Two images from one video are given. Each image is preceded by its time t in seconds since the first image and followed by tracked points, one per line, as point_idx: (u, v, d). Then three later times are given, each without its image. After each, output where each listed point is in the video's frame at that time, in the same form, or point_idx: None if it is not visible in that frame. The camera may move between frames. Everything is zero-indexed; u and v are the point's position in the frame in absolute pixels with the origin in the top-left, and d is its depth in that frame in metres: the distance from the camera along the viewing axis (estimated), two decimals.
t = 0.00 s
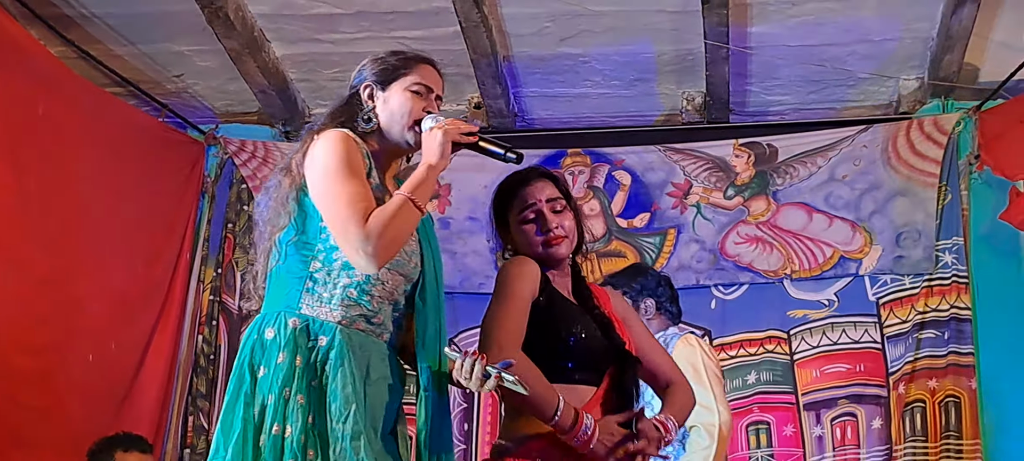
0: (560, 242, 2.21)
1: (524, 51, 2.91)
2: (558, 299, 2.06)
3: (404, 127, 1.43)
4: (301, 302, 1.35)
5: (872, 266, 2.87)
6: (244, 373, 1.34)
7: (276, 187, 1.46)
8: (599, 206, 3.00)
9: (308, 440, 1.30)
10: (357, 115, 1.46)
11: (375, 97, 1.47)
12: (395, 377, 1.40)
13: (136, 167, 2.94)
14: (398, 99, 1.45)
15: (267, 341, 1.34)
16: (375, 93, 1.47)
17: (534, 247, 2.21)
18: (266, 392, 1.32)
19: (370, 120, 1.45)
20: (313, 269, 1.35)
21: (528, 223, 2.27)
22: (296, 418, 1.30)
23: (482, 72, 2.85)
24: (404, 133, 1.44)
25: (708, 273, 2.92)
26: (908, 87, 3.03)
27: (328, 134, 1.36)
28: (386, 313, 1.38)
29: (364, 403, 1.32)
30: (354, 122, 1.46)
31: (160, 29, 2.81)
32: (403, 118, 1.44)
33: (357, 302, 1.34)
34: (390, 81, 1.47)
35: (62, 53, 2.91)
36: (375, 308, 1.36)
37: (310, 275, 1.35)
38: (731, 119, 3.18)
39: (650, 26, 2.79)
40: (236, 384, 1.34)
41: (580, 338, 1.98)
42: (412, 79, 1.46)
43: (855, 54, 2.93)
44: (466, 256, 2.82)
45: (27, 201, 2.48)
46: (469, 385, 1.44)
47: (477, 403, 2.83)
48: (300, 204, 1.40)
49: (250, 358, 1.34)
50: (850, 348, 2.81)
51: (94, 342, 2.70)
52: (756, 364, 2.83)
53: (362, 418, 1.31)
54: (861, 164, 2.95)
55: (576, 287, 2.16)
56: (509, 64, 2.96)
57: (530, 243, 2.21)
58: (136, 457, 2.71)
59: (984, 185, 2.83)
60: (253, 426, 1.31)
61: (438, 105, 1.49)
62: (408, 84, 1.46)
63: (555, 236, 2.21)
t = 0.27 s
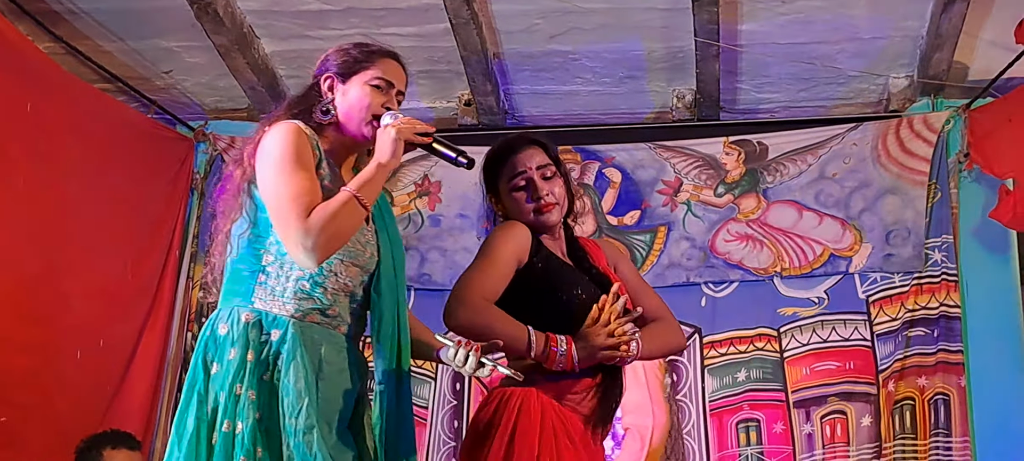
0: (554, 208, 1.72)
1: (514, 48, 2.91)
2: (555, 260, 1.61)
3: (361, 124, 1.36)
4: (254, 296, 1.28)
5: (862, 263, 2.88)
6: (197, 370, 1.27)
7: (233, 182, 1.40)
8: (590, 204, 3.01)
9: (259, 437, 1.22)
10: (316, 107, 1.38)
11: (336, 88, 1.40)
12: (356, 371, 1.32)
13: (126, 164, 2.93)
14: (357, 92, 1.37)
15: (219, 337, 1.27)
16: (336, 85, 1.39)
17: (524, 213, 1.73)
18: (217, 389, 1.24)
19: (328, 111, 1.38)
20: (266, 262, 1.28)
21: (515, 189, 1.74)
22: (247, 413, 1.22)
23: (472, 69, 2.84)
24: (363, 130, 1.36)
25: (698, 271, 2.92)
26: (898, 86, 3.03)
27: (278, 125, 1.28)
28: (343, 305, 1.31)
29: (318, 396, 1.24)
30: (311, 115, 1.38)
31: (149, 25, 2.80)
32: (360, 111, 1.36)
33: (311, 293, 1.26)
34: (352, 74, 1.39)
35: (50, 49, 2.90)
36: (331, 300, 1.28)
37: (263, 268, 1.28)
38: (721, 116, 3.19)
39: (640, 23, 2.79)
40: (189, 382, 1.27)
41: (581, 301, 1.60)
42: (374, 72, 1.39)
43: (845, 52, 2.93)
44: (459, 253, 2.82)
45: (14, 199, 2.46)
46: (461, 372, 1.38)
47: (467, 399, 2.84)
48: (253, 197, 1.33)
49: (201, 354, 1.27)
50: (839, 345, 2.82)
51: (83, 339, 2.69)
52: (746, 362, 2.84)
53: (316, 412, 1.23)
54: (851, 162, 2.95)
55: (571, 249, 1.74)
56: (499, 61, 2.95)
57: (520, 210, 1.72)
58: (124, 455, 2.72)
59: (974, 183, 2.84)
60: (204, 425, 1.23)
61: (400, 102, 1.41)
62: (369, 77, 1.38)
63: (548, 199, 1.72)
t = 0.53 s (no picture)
0: (544, 188, 1.71)
1: (501, 45, 2.90)
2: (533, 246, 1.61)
3: (305, 116, 1.32)
4: (196, 287, 1.30)
5: (849, 260, 2.88)
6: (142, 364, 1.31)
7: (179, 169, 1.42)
8: (577, 200, 3.01)
9: (200, 428, 1.26)
10: (265, 98, 1.37)
11: (285, 79, 1.36)
12: (299, 360, 1.35)
13: (112, 159, 2.92)
14: (305, 83, 1.33)
15: (161, 328, 1.30)
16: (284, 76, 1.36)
17: (515, 190, 1.72)
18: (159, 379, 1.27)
19: (276, 102, 1.36)
20: (209, 252, 1.31)
21: (507, 167, 1.73)
22: (188, 405, 1.25)
23: (459, 66, 2.84)
24: (307, 123, 1.33)
25: (685, 268, 2.93)
26: (884, 82, 3.03)
27: (224, 116, 1.29)
28: (286, 295, 1.33)
29: (258, 388, 1.27)
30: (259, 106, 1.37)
31: (135, 21, 2.79)
32: (307, 105, 1.32)
33: (252, 284, 1.29)
34: (301, 63, 1.35)
35: (36, 45, 2.88)
36: (272, 289, 1.31)
37: (205, 258, 1.31)
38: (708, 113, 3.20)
39: (627, 20, 2.79)
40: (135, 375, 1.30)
41: (550, 286, 1.58)
42: (323, 63, 1.35)
43: (832, 49, 2.93)
44: (445, 250, 2.82)
45: None
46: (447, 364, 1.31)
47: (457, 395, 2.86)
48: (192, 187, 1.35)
49: (144, 345, 1.30)
50: (826, 342, 2.84)
51: (72, 335, 2.70)
52: (734, 358, 2.86)
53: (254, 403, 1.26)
54: (837, 159, 2.95)
55: (559, 228, 1.73)
56: (486, 57, 2.95)
57: (511, 189, 1.72)
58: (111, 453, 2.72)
59: (959, 180, 2.85)
60: (148, 417, 1.27)
61: (351, 94, 1.37)
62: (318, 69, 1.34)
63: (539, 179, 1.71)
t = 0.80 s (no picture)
0: (527, 194, 1.70)
1: (487, 41, 2.89)
2: (512, 249, 1.59)
3: (259, 106, 1.35)
4: (152, 282, 1.31)
5: (835, 257, 2.88)
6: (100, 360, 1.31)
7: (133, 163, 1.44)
8: (563, 197, 3.01)
9: (155, 423, 1.26)
10: (219, 90, 1.40)
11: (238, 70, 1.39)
12: (257, 354, 1.35)
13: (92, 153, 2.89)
14: (257, 76, 1.36)
15: (116, 325, 1.30)
16: (237, 69, 1.38)
17: (499, 195, 1.70)
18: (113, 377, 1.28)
19: (230, 94, 1.39)
20: (162, 247, 1.32)
21: (490, 172, 1.71)
22: (142, 402, 1.25)
23: (445, 62, 2.83)
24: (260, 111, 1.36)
25: (671, 265, 2.92)
26: (870, 79, 3.02)
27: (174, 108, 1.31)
28: (242, 286, 1.34)
29: (213, 382, 1.27)
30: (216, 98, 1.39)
31: (119, 17, 2.78)
32: (261, 97, 1.36)
33: (205, 277, 1.30)
34: (255, 56, 1.38)
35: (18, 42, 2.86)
36: (228, 282, 1.31)
37: (158, 252, 1.32)
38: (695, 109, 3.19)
39: (613, 16, 2.78)
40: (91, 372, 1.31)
41: (526, 298, 1.55)
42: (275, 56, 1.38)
43: (818, 45, 2.93)
44: (431, 247, 2.80)
45: None
46: (426, 342, 1.29)
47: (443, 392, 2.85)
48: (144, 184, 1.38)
49: (100, 343, 1.31)
50: (812, 339, 2.83)
51: (54, 332, 2.67)
52: (720, 355, 2.85)
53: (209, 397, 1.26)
54: (824, 155, 2.95)
55: (540, 237, 1.69)
56: (472, 53, 2.94)
57: (495, 195, 1.70)
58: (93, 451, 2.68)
59: (945, 177, 2.83)
60: (105, 414, 1.27)
61: (305, 84, 1.40)
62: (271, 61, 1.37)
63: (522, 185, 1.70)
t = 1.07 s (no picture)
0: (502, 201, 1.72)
1: (471, 36, 2.90)
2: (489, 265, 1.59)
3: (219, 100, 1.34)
4: (118, 280, 1.25)
5: (819, 252, 2.88)
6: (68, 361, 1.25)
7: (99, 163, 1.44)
8: (547, 192, 3.00)
9: (122, 421, 1.20)
10: (179, 85, 1.41)
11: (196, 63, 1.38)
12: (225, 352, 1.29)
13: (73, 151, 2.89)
14: (214, 68, 1.35)
15: (83, 325, 1.24)
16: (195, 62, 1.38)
17: (477, 204, 1.73)
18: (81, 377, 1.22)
19: (191, 89, 1.38)
20: (128, 244, 1.26)
21: (468, 180, 1.74)
22: (111, 399, 1.19)
23: (429, 58, 2.82)
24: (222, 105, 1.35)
25: (655, 260, 2.92)
26: (855, 74, 3.03)
27: (135, 106, 1.31)
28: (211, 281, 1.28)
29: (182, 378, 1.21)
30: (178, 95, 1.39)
31: (102, 13, 2.77)
32: (219, 87, 1.34)
33: (172, 272, 1.24)
34: (211, 50, 1.37)
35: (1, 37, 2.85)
36: (196, 275, 1.26)
37: (124, 250, 1.26)
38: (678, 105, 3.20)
39: (597, 12, 2.78)
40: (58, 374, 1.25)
41: (503, 307, 1.56)
42: (232, 47, 1.36)
43: (801, 41, 2.93)
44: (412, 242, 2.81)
45: None
46: (397, 311, 1.23)
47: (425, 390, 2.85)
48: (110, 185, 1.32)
49: (69, 344, 1.25)
50: (796, 334, 2.84)
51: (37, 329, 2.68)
52: (704, 350, 2.85)
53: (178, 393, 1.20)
54: (807, 151, 2.95)
55: (515, 247, 1.71)
56: (456, 49, 2.94)
57: (472, 203, 1.73)
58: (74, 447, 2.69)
59: (929, 172, 2.87)
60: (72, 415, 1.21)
61: (266, 73, 1.39)
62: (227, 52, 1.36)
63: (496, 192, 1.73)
